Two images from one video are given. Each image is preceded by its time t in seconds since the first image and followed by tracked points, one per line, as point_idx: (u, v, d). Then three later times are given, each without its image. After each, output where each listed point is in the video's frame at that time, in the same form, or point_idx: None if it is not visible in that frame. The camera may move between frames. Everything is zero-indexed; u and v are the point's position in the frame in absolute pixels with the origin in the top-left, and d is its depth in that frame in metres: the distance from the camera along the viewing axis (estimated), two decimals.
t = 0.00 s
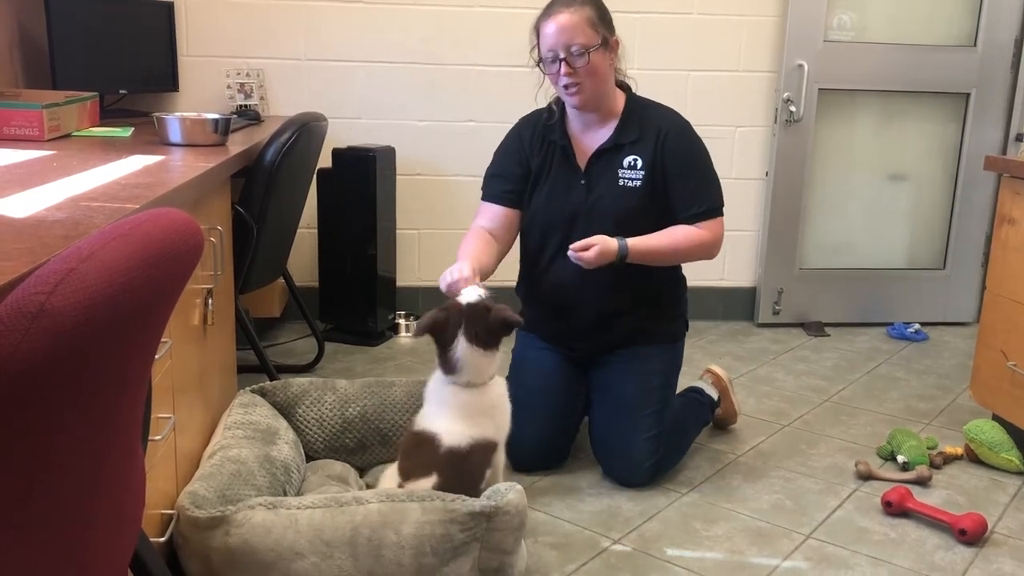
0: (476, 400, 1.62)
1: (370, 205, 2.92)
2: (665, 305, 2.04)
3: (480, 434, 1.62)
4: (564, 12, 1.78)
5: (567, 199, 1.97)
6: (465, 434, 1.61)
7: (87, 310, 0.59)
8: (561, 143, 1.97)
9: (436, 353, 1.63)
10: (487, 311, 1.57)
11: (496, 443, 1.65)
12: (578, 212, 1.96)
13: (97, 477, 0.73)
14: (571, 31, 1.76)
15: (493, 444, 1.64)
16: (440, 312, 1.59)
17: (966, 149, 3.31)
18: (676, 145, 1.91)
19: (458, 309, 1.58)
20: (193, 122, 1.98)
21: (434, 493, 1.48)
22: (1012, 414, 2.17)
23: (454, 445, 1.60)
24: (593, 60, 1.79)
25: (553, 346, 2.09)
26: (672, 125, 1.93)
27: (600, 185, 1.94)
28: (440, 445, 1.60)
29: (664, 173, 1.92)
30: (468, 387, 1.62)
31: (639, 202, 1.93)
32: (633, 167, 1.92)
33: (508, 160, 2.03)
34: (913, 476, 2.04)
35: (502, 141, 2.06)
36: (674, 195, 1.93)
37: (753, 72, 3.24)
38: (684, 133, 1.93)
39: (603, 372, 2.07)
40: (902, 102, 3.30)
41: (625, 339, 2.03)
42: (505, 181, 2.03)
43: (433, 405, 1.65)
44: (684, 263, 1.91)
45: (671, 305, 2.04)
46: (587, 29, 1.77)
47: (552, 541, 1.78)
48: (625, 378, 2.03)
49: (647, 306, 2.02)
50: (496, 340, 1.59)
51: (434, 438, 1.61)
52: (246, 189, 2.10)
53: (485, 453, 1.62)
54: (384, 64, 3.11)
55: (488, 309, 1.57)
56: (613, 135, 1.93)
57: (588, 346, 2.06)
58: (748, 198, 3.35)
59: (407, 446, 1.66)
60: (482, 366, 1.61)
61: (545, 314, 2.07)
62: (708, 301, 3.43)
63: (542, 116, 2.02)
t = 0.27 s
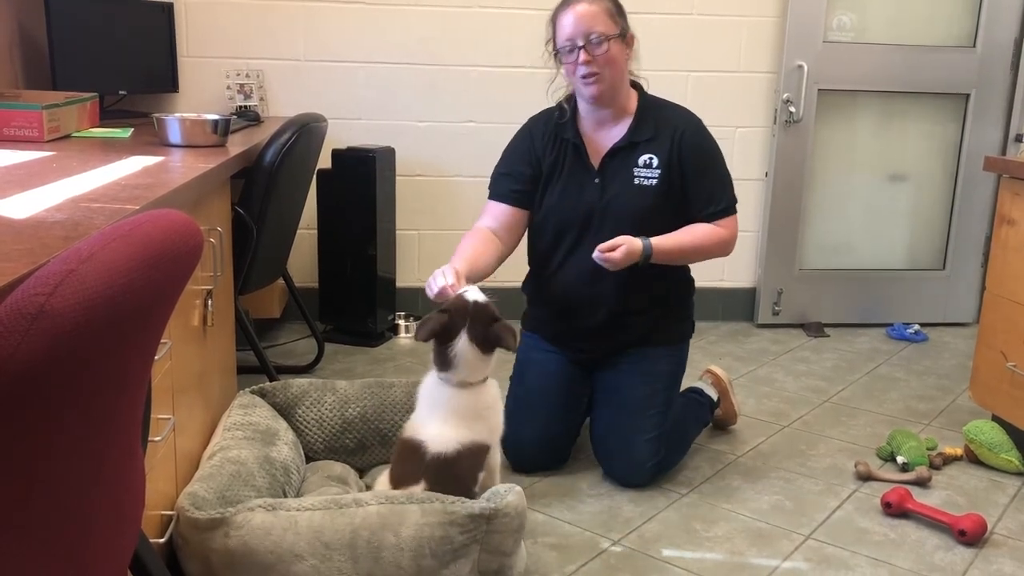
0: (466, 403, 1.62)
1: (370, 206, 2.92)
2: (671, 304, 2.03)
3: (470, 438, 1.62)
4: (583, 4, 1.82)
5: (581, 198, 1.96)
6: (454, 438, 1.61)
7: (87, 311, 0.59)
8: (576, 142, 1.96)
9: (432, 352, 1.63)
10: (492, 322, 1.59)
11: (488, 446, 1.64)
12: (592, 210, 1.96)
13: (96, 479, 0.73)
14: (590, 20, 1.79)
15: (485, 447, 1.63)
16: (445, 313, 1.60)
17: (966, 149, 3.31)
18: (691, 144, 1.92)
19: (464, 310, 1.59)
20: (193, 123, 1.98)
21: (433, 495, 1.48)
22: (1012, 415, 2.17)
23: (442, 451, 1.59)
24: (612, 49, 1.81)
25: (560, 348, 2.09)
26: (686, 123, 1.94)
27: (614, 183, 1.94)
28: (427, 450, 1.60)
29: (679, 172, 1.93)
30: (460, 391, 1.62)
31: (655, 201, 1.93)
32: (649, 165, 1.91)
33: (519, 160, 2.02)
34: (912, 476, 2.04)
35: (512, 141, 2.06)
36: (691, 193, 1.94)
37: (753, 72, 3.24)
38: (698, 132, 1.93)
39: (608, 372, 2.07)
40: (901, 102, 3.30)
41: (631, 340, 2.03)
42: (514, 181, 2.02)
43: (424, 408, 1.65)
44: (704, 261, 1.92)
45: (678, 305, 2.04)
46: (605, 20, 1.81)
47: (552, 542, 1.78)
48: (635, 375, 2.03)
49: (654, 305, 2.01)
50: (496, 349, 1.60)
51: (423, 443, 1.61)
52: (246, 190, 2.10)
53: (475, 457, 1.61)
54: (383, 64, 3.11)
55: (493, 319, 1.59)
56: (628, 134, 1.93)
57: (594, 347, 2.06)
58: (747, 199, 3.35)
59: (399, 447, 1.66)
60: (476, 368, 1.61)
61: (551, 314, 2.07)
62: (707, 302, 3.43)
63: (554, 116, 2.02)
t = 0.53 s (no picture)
0: (465, 411, 1.62)
1: (370, 206, 2.92)
2: (690, 300, 1.98)
3: (473, 439, 1.61)
4: None
5: (613, 185, 1.90)
6: (457, 440, 1.60)
7: (87, 310, 0.59)
8: (608, 130, 1.91)
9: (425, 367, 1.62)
10: (484, 334, 1.58)
11: (491, 446, 1.65)
12: (624, 197, 1.90)
13: (96, 479, 0.73)
14: None
15: (487, 447, 1.63)
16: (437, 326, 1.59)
17: (965, 150, 3.31)
18: (726, 133, 1.89)
19: (457, 324, 1.58)
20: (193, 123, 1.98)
21: (432, 495, 1.48)
22: (1011, 415, 2.18)
23: (447, 452, 1.59)
24: (647, 27, 1.80)
25: (579, 347, 2.03)
26: (717, 112, 1.91)
27: (647, 170, 1.89)
28: (430, 452, 1.60)
29: (713, 160, 1.90)
30: (458, 399, 1.61)
31: (688, 189, 1.89)
32: (683, 152, 1.88)
33: (544, 150, 1.97)
34: (911, 477, 2.04)
35: (535, 131, 2.01)
36: (725, 182, 1.90)
37: (753, 72, 3.24)
38: (729, 121, 1.91)
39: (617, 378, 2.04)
40: (901, 103, 3.30)
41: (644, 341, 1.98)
42: (536, 170, 1.97)
43: (422, 415, 1.65)
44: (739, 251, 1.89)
45: (696, 301, 1.99)
46: None
47: (551, 542, 1.78)
48: (637, 386, 2.01)
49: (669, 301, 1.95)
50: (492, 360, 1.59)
51: (426, 444, 1.61)
52: (245, 190, 2.10)
53: (478, 457, 1.61)
54: (383, 64, 3.11)
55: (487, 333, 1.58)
56: (663, 120, 1.89)
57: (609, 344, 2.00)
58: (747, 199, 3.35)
59: (400, 450, 1.67)
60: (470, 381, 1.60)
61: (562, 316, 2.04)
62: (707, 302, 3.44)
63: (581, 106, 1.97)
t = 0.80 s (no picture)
0: (452, 417, 1.61)
1: (370, 205, 2.92)
2: (699, 297, 1.92)
3: (461, 442, 1.61)
4: None
5: (620, 163, 1.86)
6: (445, 444, 1.60)
7: (86, 309, 0.59)
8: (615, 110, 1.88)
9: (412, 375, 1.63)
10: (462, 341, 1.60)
11: (482, 450, 1.64)
12: (630, 174, 1.85)
13: (95, 479, 0.72)
14: None
15: (478, 453, 1.62)
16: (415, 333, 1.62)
17: (965, 150, 3.31)
18: (736, 118, 1.85)
19: (435, 328, 1.61)
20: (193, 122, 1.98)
21: (432, 495, 1.48)
22: (1011, 415, 2.17)
23: (435, 455, 1.60)
24: (657, 13, 1.77)
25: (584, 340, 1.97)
26: (727, 97, 1.87)
27: (655, 150, 1.84)
28: (419, 456, 1.61)
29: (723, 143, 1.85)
30: (442, 404, 1.61)
31: (698, 169, 1.84)
32: (693, 132, 1.83)
33: (551, 132, 1.95)
34: (911, 477, 2.04)
35: (542, 115, 1.99)
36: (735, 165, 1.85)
37: (752, 72, 3.24)
38: (740, 107, 1.87)
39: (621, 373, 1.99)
40: (901, 102, 3.30)
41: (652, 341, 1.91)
42: (541, 153, 1.96)
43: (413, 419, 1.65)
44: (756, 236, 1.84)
45: (706, 300, 1.93)
46: None
47: (551, 542, 1.77)
48: (647, 386, 1.95)
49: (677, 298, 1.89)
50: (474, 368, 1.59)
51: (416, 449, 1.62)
52: (245, 189, 2.10)
53: (468, 461, 1.61)
54: (382, 63, 3.11)
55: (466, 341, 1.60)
56: (672, 101, 1.85)
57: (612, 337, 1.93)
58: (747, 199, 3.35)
59: (394, 453, 1.67)
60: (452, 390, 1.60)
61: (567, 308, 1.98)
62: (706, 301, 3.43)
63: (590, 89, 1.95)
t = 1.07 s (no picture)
0: (452, 410, 1.62)
1: (369, 204, 2.92)
2: (673, 292, 1.90)
3: (458, 439, 1.61)
4: None
5: (595, 157, 1.85)
6: (441, 440, 1.60)
7: (87, 308, 0.59)
8: (594, 104, 1.88)
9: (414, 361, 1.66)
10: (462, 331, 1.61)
11: (479, 449, 1.63)
12: (604, 167, 1.84)
13: (94, 479, 0.72)
14: None
15: (474, 450, 1.62)
16: (420, 322, 1.65)
17: (965, 149, 3.31)
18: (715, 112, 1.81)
19: (438, 319, 1.64)
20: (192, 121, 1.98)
21: (432, 494, 1.48)
22: (1011, 414, 2.17)
23: (431, 453, 1.59)
24: (638, 15, 1.76)
25: (569, 337, 1.97)
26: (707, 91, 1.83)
27: (631, 143, 1.83)
28: (415, 453, 1.60)
29: (701, 138, 1.81)
30: (439, 398, 1.62)
31: (673, 164, 1.81)
32: (668, 126, 1.80)
33: (533, 126, 1.96)
34: (911, 476, 2.04)
35: (529, 108, 2.00)
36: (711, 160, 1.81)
37: (752, 71, 3.24)
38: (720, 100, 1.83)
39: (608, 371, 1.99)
40: (901, 101, 3.30)
41: (622, 334, 1.91)
42: (523, 146, 1.97)
43: (411, 415, 1.65)
44: (730, 233, 1.82)
45: (682, 296, 1.91)
46: None
47: (550, 541, 1.77)
48: (636, 382, 1.94)
49: (648, 292, 1.88)
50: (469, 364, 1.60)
51: (411, 447, 1.61)
52: (245, 188, 2.10)
53: (464, 459, 1.60)
54: (383, 63, 3.11)
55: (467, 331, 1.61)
56: (649, 96, 1.83)
57: (595, 330, 1.93)
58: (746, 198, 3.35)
59: (391, 451, 1.66)
60: (449, 380, 1.61)
61: (543, 302, 2.00)
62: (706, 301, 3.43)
63: (574, 83, 1.95)
